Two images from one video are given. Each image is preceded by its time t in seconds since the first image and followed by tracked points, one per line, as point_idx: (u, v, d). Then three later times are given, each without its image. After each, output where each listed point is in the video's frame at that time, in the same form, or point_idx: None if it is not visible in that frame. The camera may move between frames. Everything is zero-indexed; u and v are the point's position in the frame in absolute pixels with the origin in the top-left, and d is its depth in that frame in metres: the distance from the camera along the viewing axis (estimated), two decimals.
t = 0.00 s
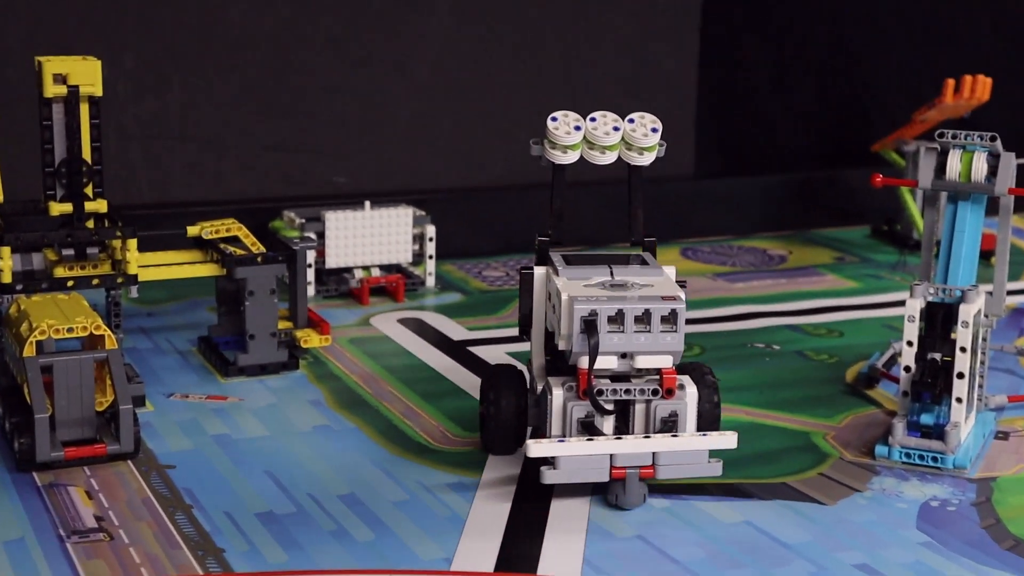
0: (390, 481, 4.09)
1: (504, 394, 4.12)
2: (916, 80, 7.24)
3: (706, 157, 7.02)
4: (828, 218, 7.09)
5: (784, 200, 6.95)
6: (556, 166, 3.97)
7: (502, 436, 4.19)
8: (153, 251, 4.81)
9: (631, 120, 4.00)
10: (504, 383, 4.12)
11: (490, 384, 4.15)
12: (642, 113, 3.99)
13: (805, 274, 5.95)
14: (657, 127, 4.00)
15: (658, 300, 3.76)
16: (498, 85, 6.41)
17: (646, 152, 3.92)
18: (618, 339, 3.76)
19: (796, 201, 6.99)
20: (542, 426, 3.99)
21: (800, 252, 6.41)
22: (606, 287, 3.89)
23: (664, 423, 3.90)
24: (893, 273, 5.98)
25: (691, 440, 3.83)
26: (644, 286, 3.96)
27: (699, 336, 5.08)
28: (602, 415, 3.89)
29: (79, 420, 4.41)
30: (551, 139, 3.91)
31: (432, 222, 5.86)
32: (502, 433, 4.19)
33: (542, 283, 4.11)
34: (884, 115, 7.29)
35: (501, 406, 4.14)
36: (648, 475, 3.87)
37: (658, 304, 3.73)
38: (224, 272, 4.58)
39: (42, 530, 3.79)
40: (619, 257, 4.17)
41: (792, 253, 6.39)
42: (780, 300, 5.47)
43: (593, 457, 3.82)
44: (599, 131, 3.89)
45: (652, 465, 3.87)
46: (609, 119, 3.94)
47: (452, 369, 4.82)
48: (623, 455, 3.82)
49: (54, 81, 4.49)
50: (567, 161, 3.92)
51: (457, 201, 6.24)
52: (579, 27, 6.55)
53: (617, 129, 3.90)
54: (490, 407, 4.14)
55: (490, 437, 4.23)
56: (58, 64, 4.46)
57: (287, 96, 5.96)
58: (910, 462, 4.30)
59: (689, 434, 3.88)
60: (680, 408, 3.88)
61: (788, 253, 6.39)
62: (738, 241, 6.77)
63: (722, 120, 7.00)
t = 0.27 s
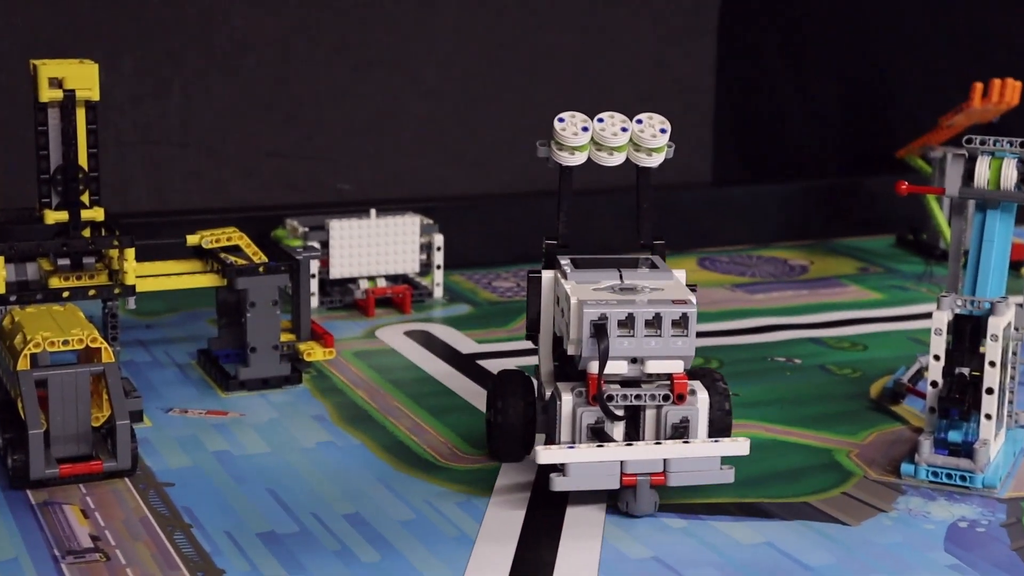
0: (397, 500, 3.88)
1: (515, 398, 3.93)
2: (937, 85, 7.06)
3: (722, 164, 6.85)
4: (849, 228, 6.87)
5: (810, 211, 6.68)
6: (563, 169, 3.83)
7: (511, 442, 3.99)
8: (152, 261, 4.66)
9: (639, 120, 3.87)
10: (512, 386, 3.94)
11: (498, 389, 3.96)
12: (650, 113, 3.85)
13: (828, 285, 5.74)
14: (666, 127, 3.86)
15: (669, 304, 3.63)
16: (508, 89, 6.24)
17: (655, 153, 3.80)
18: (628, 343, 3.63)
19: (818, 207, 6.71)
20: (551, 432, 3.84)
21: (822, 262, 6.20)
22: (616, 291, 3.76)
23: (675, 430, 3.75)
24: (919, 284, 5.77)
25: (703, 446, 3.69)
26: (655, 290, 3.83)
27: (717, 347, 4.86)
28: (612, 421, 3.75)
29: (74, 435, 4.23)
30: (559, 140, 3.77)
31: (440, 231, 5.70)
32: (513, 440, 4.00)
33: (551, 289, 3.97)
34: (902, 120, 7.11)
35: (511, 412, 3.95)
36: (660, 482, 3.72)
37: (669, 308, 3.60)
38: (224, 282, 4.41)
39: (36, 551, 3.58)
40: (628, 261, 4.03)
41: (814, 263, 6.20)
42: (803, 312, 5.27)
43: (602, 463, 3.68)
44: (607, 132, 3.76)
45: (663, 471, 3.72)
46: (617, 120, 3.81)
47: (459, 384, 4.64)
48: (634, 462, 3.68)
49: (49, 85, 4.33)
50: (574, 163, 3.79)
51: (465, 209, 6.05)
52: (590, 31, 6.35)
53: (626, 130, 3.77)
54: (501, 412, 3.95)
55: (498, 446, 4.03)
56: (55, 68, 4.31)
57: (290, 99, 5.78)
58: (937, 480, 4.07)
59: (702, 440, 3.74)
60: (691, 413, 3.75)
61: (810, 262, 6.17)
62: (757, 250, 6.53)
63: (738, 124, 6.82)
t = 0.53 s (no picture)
0: (405, 516, 3.75)
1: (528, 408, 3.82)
2: (954, 88, 6.93)
3: (735, 169, 6.73)
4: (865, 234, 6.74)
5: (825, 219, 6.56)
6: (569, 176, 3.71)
7: (528, 456, 3.89)
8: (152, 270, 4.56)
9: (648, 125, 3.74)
10: (524, 399, 3.82)
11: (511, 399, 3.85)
12: (659, 118, 3.72)
13: (846, 294, 5.60)
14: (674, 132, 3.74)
15: (696, 311, 3.52)
16: (516, 92, 6.12)
17: (663, 159, 3.67)
18: (656, 353, 3.51)
19: (834, 219, 6.59)
20: (574, 447, 3.67)
21: (840, 271, 6.06)
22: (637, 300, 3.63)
23: (705, 441, 3.62)
24: (940, 294, 5.63)
25: (736, 456, 3.58)
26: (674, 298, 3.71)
27: (732, 359, 4.73)
28: (641, 433, 3.60)
29: (73, 449, 4.12)
30: (566, 146, 3.65)
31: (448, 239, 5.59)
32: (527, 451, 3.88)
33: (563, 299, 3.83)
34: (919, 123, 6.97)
35: (526, 423, 3.83)
36: (694, 494, 3.60)
37: (698, 316, 3.49)
38: (228, 292, 4.30)
39: (34, 567, 3.45)
40: (637, 270, 3.90)
41: (832, 272, 6.06)
42: (822, 323, 5.14)
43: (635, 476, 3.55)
44: (615, 138, 3.63)
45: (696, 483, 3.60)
46: (625, 125, 3.68)
47: (468, 397, 4.53)
48: (667, 475, 3.56)
49: (48, 90, 4.23)
50: (580, 170, 3.67)
51: (474, 216, 5.93)
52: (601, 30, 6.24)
53: (635, 135, 3.64)
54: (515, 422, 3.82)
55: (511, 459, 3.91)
56: (54, 72, 4.21)
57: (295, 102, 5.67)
58: (960, 497, 3.91)
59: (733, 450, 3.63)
60: (721, 424, 3.62)
61: (828, 271, 6.04)
62: (773, 258, 6.40)
63: (751, 128, 6.70)
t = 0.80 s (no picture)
0: (414, 525, 3.71)
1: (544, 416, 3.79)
2: (964, 95, 6.90)
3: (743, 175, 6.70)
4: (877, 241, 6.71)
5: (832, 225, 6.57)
6: (569, 182, 3.63)
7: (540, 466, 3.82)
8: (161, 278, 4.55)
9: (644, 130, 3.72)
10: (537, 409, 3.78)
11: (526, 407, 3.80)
12: (656, 122, 3.71)
13: (858, 303, 5.57)
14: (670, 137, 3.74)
15: (716, 314, 3.55)
16: (525, 99, 6.10)
17: (662, 163, 3.65)
18: (681, 357, 3.53)
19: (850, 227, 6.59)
20: (600, 453, 3.68)
21: (852, 279, 6.03)
22: (654, 304, 3.64)
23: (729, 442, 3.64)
24: (953, 302, 5.59)
25: (763, 456, 3.59)
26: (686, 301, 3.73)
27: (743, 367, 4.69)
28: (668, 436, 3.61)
29: (80, 457, 4.10)
30: (568, 151, 3.57)
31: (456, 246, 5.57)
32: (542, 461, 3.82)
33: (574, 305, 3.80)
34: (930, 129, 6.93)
35: (540, 432, 3.78)
36: (722, 496, 3.60)
37: (720, 319, 3.52)
38: (236, 299, 4.27)
39: None
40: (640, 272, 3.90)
41: (844, 280, 6.03)
42: (834, 331, 5.10)
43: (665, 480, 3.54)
44: (617, 143, 3.59)
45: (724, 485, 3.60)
46: (625, 130, 3.64)
47: (477, 404, 4.50)
48: (698, 477, 3.55)
49: (56, 97, 4.23)
50: (581, 175, 3.60)
51: (483, 223, 5.90)
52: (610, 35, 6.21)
53: (636, 141, 3.61)
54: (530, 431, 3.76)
55: (524, 470, 3.83)
56: (62, 79, 4.21)
57: (302, 108, 5.65)
58: (972, 506, 3.86)
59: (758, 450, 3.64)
60: (744, 425, 3.64)
61: (840, 279, 6.01)
62: (786, 266, 6.37)
63: (759, 134, 6.67)
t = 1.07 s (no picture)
0: (419, 538, 3.57)
1: (548, 422, 3.68)
2: (980, 95, 6.76)
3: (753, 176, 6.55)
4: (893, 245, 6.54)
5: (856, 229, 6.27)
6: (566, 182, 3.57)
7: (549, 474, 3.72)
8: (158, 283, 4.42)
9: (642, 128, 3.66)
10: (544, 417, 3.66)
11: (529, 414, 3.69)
12: (653, 121, 3.65)
13: (874, 308, 5.41)
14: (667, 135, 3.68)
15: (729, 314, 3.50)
16: (531, 99, 5.96)
17: (659, 163, 3.60)
18: (695, 358, 3.46)
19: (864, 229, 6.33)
20: (614, 459, 3.57)
21: (870, 283, 5.87)
22: (664, 305, 3.56)
23: (744, 443, 3.58)
24: (973, 308, 5.45)
25: (779, 457, 3.55)
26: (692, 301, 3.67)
27: (757, 375, 4.54)
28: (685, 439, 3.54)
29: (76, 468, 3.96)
30: (568, 151, 3.50)
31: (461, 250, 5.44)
32: (547, 469, 3.72)
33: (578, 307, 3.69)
34: (944, 130, 6.78)
35: (546, 441, 3.68)
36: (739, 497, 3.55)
37: (734, 319, 3.47)
38: (235, 304, 4.16)
39: None
40: (638, 272, 3.81)
41: (861, 285, 5.87)
42: (849, 339, 4.96)
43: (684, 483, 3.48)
44: (616, 142, 3.53)
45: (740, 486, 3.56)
46: (624, 129, 3.58)
47: (483, 413, 4.37)
48: (716, 479, 3.50)
49: (50, 97, 4.11)
50: (580, 176, 3.54)
51: (488, 226, 5.75)
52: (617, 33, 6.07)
53: (635, 140, 3.55)
54: (535, 439, 3.67)
55: (530, 479, 3.74)
56: (56, 79, 4.10)
57: (303, 108, 5.52)
58: (994, 518, 3.70)
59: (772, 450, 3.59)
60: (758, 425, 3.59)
61: (857, 283, 5.85)
62: (800, 270, 6.15)
63: (770, 134, 6.53)
